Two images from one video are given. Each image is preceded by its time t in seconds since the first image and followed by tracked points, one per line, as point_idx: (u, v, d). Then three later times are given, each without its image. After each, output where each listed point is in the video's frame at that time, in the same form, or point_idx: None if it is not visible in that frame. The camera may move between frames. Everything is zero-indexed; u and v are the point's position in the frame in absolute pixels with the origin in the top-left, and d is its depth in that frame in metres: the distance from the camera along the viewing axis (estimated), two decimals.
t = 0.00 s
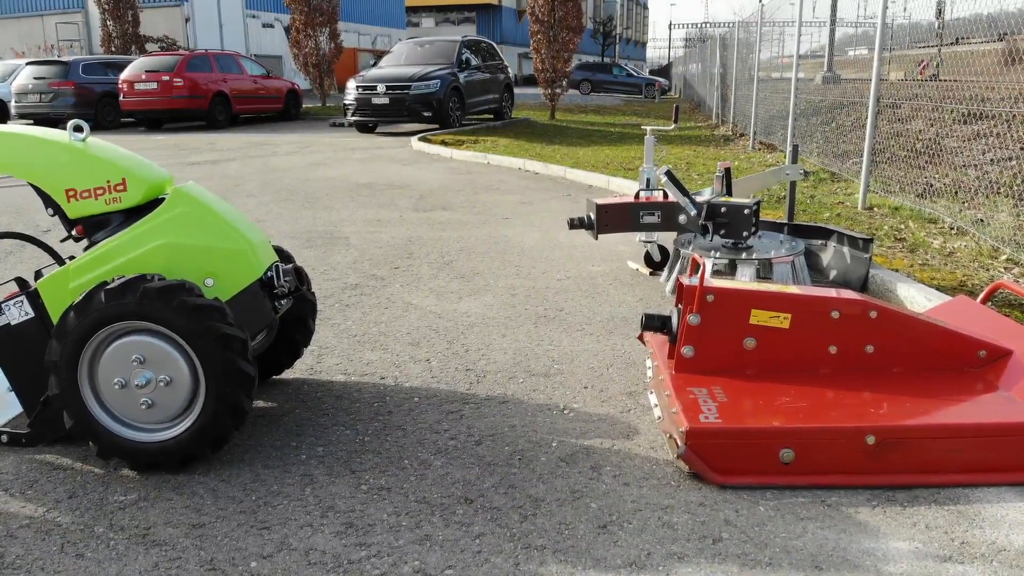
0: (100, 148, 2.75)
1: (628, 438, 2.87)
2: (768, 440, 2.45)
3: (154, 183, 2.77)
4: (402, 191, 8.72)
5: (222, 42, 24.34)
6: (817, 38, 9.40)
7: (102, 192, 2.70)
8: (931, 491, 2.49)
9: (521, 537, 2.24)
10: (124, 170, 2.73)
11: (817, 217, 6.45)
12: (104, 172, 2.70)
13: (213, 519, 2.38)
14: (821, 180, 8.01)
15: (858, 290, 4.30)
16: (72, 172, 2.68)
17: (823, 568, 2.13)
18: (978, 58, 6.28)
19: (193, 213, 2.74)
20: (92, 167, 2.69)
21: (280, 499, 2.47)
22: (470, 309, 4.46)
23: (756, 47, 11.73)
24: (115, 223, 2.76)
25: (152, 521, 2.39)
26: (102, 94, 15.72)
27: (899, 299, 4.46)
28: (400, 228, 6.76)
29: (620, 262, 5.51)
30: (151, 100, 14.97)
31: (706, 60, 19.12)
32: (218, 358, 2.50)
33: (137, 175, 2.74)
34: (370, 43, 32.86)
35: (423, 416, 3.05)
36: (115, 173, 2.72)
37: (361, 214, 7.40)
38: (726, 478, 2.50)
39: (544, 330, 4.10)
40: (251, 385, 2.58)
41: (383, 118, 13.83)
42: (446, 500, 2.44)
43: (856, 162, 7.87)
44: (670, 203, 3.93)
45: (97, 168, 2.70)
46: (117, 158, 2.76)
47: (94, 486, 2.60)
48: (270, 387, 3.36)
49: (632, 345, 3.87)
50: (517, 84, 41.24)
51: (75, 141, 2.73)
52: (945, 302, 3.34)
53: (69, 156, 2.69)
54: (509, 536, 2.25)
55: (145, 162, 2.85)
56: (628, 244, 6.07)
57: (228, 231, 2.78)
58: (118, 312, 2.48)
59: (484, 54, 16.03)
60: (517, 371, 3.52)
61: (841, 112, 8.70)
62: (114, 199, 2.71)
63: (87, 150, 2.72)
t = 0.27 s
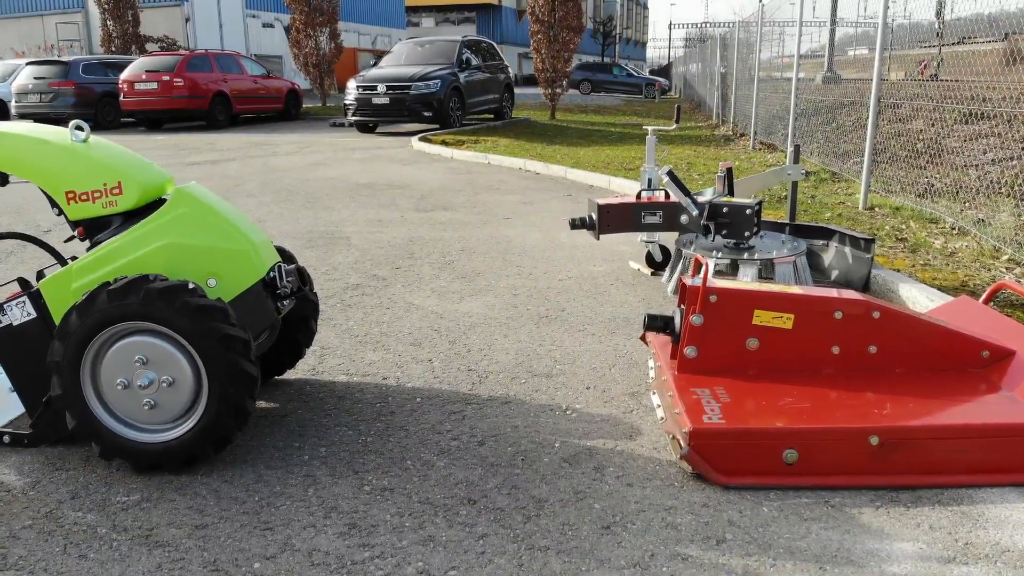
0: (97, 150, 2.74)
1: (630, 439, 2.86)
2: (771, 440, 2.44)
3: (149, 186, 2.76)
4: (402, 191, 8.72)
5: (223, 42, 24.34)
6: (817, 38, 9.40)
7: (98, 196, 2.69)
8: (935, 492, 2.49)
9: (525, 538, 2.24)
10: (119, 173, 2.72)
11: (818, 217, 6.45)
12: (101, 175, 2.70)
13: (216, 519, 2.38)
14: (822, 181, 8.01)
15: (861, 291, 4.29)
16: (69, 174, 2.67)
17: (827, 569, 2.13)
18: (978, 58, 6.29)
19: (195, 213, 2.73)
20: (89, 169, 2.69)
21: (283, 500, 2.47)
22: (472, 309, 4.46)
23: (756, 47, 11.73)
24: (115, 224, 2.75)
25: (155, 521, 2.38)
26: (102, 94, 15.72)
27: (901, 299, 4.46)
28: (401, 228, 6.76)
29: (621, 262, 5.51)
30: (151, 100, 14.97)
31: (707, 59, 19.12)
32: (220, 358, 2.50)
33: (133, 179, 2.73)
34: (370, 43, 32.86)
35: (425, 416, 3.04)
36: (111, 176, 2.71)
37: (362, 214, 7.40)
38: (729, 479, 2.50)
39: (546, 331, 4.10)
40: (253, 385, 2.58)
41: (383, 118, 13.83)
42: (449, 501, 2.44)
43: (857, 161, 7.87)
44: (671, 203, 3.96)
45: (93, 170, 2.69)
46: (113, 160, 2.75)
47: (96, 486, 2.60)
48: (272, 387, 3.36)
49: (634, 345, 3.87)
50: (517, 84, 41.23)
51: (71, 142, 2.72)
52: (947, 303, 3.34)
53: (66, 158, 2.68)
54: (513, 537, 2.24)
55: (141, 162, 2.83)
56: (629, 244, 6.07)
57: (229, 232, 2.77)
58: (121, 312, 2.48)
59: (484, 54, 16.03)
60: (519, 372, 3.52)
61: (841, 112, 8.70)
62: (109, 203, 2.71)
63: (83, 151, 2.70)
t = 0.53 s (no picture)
0: (95, 152, 2.74)
1: (634, 439, 2.87)
2: (775, 440, 2.45)
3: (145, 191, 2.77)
4: (403, 192, 8.73)
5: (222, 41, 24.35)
6: (817, 38, 9.41)
7: (96, 199, 2.69)
8: (938, 492, 2.49)
9: (529, 538, 2.24)
10: (116, 177, 2.72)
11: (818, 217, 6.46)
12: (98, 178, 2.69)
13: (220, 520, 2.38)
14: (823, 181, 8.02)
15: (862, 291, 4.30)
16: (68, 175, 2.66)
17: (831, 569, 2.13)
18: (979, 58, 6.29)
19: (197, 214, 2.73)
20: (87, 172, 2.68)
21: (286, 500, 2.47)
22: (474, 309, 4.47)
23: (756, 47, 11.75)
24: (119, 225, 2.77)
25: (160, 522, 2.39)
26: (102, 94, 15.73)
27: (903, 299, 4.47)
28: (403, 228, 6.77)
29: (622, 262, 5.52)
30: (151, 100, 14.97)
31: (707, 59, 19.12)
32: (224, 358, 2.50)
33: (129, 183, 2.73)
34: (370, 43, 32.88)
35: (428, 416, 3.05)
36: (108, 180, 2.71)
37: (363, 215, 7.41)
38: (732, 479, 2.50)
39: (548, 331, 4.10)
40: (257, 385, 2.58)
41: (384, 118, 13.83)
42: (453, 501, 2.44)
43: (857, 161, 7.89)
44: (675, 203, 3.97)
45: (91, 173, 2.69)
46: (111, 163, 2.74)
47: (100, 487, 2.60)
48: (274, 388, 3.36)
49: (637, 345, 3.88)
50: (517, 84, 41.26)
51: (71, 143, 2.72)
52: (949, 303, 3.34)
53: (65, 159, 2.68)
54: (517, 538, 2.25)
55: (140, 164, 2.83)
56: (630, 244, 6.08)
57: (231, 232, 2.77)
58: (125, 313, 2.48)
59: (484, 54, 16.03)
60: (522, 372, 3.52)
61: (841, 112, 8.71)
62: (106, 207, 2.71)
63: (82, 154, 2.70)
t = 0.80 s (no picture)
0: (93, 155, 2.74)
1: (635, 439, 2.87)
2: (777, 440, 2.45)
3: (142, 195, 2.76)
4: (404, 192, 8.74)
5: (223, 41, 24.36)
6: (817, 38, 9.41)
7: (86, 206, 2.70)
8: (940, 491, 2.50)
9: (531, 538, 2.25)
10: (113, 181, 2.71)
11: (819, 217, 6.47)
12: (87, 186, 2.69)
13: (223, 520, 2.38)
14: (823, 181, 8.03)
15: (863, 291, 4.31)
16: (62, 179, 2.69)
17: (834, 569, 2.13)
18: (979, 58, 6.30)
19: (200, 214, 2.74)
20: (78, 178, 2.69)
21: (289, 500, 2.47)
22: (475, 309, 4.47)
23: (756, 47, 11.76)
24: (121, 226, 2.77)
25: (163, 522, 2.39)
26: (103, 94, 15.74)
27: (903, 300, 4.48)
28: (403, 228, 6.78)
29: (623, 262, 5.52)
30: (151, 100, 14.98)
31: (707, 60, 19.12)
32: (227, 359, 2.51)
33: (116, 193, 2.69)
34: (370, 43, 32.90)
35: (430, 416, 3.05)
36: (97, 188, 2.69)
37: (363, 215, 7.42)
38: (734, 479, 2.51)
39: (549, 331, 4.11)
40: (260, 386, 2.58)
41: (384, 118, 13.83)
42: (456, 501, 2.44)
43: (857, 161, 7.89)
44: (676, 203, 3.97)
45: (81, 180, 2.68)
46: (109, 166, 2.74)
47: (103, 486, 2.61)
48: (277, 388, 3.37)
49: (638, 345, 3.89)
50: (517, 84, 41.27)
51: (69, 145, 2.72)
52: (951, 303, 3.35)
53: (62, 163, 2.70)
54: (520, 537, 2.25)
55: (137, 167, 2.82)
56: (631, 244, 6.09)
57: (234, 232, 2.77)
58: (128, 313, 2.49)
59: (484, 54, 16.03)
60: (523, 372, 3.53)
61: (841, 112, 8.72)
62: (95, 214, 2.71)
63: (78, 157, 2.70)
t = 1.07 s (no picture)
0: (85, 159, 2.68)
1: (635, 438, 2.87)
2: (777, 440, 2.45)
3: (125, 204, 2.67)
4: (404, 192, 8.75)
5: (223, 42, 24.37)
6: (817, 38, 9.42)
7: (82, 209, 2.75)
8: (940, 491, 2.50)
9: (532, 537, 2.25)
10: (93, 190, 2.66)
11: (819, 217, 6.47)
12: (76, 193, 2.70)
13: (224, 519, 2.39)
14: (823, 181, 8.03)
15: (863, 291, 4.31)
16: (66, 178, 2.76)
17: (834, 568, 2.13)
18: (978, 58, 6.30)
19: (201, 213, 2.74)
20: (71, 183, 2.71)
21: (290, 499, 2.48)
22: (476, 309, 4.48)
23: (756, 47, 11.76)
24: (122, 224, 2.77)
25: (163, 521, 2.39)
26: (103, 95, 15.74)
27: (903, 299, 4.48)
28: (404, 228, 6.79)
29: (624, 262, 5.52)
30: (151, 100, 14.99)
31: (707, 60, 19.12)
32: (228, 359, 2.51)
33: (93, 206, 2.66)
34: (370, 43, 32.91)
35: (430, 416, 3.06)
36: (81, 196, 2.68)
37: (364, 215, 7.42)
38: (735, 478, 2.51)
39: (549, 330, 4.11)
40: (260, 385, 2.59)
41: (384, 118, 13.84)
42: (457, 501, 2.44)
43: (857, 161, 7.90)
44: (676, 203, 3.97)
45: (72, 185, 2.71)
46: (95, 173, 2.67)
47: (104, 485, 2.61)
48: (277, 387, 3.37)
49: (638, 345, 3.89)
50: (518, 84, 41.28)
51: (69, 144, 2.71)
52: (950, 303, 3.35)
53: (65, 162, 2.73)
54: (520, 537, 2.25)
55: (124, 174, 2.70)
56: (631, 244, 6.09)
57: (235, 232, 2.78)
58: (128, 313, 2.49)
59: (484, 54, 16.04)
60: (524, 372, 3.53)
61: (841, 112, 8.73)
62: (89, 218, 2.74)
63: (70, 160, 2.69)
